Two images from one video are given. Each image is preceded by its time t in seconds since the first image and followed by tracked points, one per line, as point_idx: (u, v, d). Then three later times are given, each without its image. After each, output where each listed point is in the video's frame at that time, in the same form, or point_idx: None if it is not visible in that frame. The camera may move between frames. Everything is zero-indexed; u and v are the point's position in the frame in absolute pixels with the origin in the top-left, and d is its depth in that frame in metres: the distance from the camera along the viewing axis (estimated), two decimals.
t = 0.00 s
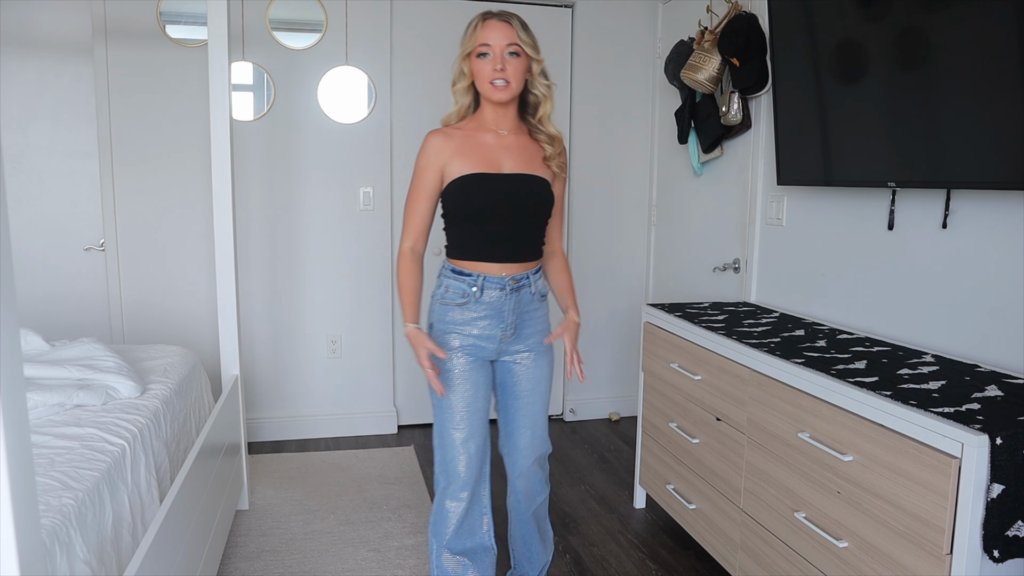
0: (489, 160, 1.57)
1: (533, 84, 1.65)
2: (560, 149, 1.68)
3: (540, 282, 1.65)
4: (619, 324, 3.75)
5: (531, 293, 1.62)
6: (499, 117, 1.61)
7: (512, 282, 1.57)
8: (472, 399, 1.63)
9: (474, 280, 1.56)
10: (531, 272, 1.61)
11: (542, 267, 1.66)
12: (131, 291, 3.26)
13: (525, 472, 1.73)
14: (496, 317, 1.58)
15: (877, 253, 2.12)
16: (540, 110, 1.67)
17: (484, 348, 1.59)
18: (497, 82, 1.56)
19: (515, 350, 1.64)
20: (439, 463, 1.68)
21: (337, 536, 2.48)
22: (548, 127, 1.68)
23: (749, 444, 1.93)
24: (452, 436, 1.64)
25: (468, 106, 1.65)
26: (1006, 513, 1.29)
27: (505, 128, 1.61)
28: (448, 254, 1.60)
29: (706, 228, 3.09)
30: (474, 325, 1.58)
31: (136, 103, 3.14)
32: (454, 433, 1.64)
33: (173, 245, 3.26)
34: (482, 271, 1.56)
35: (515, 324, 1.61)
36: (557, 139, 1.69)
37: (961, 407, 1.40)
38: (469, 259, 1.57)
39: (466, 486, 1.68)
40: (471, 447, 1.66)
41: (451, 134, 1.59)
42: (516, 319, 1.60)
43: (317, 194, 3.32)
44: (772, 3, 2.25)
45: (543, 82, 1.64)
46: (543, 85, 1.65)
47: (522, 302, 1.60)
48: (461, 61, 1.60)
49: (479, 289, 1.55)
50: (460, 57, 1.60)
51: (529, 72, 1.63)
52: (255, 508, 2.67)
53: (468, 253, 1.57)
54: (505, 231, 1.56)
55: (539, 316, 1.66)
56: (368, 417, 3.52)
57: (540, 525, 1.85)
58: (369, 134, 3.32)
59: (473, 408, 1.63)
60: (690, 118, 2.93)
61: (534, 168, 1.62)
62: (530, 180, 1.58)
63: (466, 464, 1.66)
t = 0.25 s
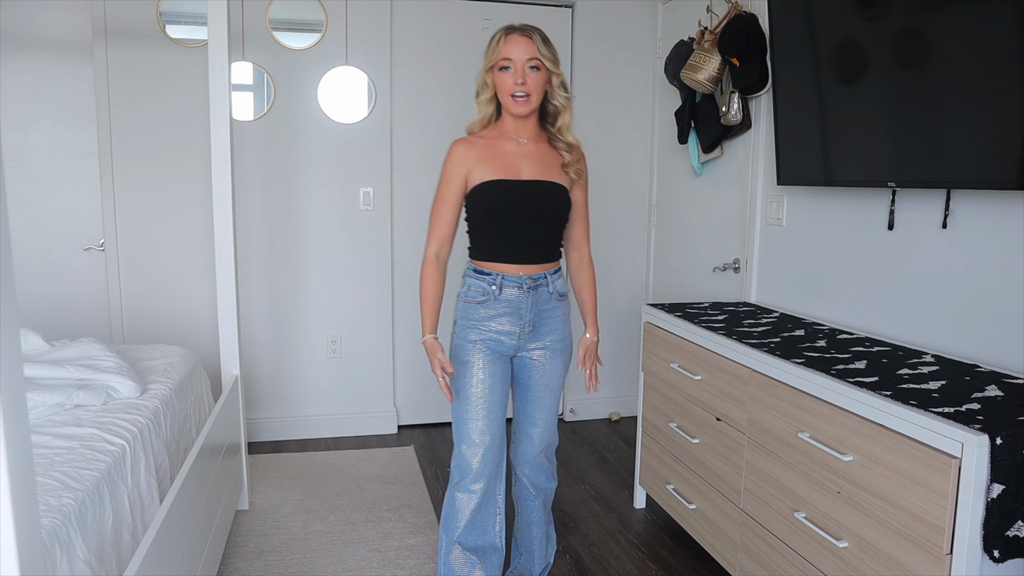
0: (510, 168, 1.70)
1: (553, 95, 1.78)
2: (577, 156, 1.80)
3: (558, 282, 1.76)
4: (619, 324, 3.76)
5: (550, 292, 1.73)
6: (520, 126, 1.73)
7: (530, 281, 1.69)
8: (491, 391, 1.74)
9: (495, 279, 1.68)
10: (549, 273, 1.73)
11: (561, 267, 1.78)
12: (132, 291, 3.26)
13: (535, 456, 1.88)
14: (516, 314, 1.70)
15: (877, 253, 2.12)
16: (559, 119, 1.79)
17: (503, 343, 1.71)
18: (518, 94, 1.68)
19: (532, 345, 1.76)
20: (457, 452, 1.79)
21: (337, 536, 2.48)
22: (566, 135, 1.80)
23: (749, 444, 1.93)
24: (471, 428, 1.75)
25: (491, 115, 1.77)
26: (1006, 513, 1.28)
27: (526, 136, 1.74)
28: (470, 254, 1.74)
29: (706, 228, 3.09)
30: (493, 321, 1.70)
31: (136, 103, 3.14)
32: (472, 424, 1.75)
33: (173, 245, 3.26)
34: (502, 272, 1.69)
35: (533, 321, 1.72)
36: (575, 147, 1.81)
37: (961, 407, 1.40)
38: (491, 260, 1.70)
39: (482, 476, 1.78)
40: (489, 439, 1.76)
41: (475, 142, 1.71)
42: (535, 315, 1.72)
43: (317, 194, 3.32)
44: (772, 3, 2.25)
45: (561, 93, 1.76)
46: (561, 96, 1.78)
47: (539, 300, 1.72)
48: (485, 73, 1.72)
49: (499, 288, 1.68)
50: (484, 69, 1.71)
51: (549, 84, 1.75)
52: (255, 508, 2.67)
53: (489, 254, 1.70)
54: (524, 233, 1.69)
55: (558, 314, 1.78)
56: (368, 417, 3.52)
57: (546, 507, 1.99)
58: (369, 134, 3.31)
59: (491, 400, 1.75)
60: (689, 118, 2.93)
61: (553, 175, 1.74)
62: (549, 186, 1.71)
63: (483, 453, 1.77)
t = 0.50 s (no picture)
0: (524, 172, 1.74)
1: (567, 101, 1.82)
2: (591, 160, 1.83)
3: (569, 280, 1.80)
4: (619, 325, 3.76)
5: (561, 288, 1.77)
6: (534, 132, 1.77)
7: (542, 277, 1.73)
8: (502, 385, 1.77)
9: (508, 276, 1.72)
10: (561, 270, 1.77)
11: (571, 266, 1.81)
12: (131, 292, 3.26)
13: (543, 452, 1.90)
14: (529, 308, 1.74)
15: (877, 253, 2.12)
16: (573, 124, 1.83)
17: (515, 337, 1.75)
18: (532, 99, 1.73)
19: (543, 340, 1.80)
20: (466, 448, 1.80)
21: (337, 536, 2.48)
22: (581, 141, 1.83)
23: (749, 444, 1.93)
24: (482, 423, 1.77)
25: (508, 120, 1.82)
26: (1006, 513, 1.29)
27: (540, 142, 1.78)
28: (484, 250, 1.78)
29: (706, 228, 3.09)
30: (506, 316, 1.74)
31: (136, 103, 3.14)
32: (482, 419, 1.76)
33: (173, 245, 3.26)
34: (514, 268, 1.73)
35: (545, 317, 1.77)
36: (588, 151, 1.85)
37: (961, 407, 1.40)
38: (505, 258, 1.73)
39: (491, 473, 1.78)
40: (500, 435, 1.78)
41: (491, 147, 1.76)
42: (547, 311, 1.76)
43: (316, 194, 3.32)
44: (772, 3, 2.25)
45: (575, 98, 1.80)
46: (575, 102, 1.81)
47: (551, 297, 1.76)
48: (500, 80, 1.78)
49: (512, 283, 1.72)
50: (499, 77, 1.77)
51: (563, 90, 1.79)
52: (255, 508, 2.67)
53: (503, 253, 1.73)
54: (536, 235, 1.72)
55: (568, 310, 1.82)
56: (367, 417, 3.52)
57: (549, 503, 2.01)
58: (369, 134, 3.31)
59: (503, 395, 1.77)
60: (690, 118, 2.93)
61: (566, 179, 1.78)
62: (561, 190, 1.74)
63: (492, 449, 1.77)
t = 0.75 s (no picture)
0: (526, 172, 1.78)
1: (570, 103, 1.86)
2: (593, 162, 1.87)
3: (569, 277, 1.84)
4: (619, 325, 3.76)
5: (561, 284, 1.82)
6: (537, 133, 1.82)
7: (542, 273, 1.78)
8: (505, 380, 1.79)
9: (509, 271, 1.77)
10: (561, 267, 1.81)
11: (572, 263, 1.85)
12: (131, 292, 3.26)
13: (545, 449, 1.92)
14: (529, 303, 1.78)
15: (877, 253, 2.12)
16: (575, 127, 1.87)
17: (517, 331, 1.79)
18: (535, 102, 1.78)
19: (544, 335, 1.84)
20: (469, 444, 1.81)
21: (337, 536, 2.48)
22: (583, 142, 1.87)
23: (749, 444, 1.93)
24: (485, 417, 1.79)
25: (512, 122, 1.87)
26: (1006, 513, 1.29)
27: (543, 143, 1.82)
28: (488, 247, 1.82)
29: (706, 228, 3.09)
30: (508, 310, 1.78)
31: (136, 103, 3.14)
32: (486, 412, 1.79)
33: (173, 245, 3.26)
34: (515, 265, 1.77)
35: (545, 311, 1.81)
36: (590, 153, 1.88)
37: (961, 407, 1.40)
38: (507, 255, 1.78)
39: (494, 465, 1.79)
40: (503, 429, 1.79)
41: (495, 148, 1.81)
42: (547, 305, 1.80)
43: (316, 194, 3.32)
44: (772, 3, 2.25)
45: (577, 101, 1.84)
46: (578, 105, 1.86)
47: (551, 292, 1.80)
48: (506, 84, 1.82)
49: (513, 279, 1.76)
50: (504, 80, 1.82)
51: (566, 93, 1.84)
52: (255, 508, 2.67)
53: (505, 249, 1.78)
54: (536, 234, 1.77)
55: (568, 306, 1.86)
56: (367, 417, 3.52)
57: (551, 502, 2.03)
58: (369, 134, 3.31)
59: (505, 390, 1.80)
60: (690, 118, 2.93)
61: (568, 179, 1.82)
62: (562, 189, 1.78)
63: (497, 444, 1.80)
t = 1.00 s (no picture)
0: (520, 171, 1.86)
1: (562, 103, 1.92)
2: (586, 159, 1.94)
3: (564, 275, 1.92)
4: (619, 325, 3.76)
5: (555, 282, 1.89)
6: (530, 133, 1.89)
7: (536, 271, 1.85)
8: (498, 374, 1.90)
9: (503, 269, 1.85)
10: (556, 265, 1.89)
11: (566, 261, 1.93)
12: (131, 292, 3.26)
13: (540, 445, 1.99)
14: (522, 300, 1.86)
15: (877, 253, 2.12)
16: (568, 125, 1.93)
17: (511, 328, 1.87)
18: (527, 102, 1.85)
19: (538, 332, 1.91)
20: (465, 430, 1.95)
21: (337, 536, 2.48)
22: (575, 140, 1.94)
23: (748, 444, 1.93)
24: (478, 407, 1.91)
25: (507, 122, 1.95)
26: (1006, 513, 1.29)
27: (536, 142, 1.89)
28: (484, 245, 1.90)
29: (706, 228, 3.09)
30: (503, 307, 1.86)
31: (136, 103, 3.14)
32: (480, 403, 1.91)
33: (173, 245, 3.26)
34: (509, 262, 1.85)
35: (539, 309, 1.88)
36: (583, 150, 1.95)
37: (961, 407, 1.40)
38: (501, 253, 1.86)
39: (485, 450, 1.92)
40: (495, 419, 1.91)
41: (490, 148, 1.88)
42: (541, 303, 1.88)
43: (316, 194, 3.32)
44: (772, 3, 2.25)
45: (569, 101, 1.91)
46: (570, 104, 1.92)
47: (545, 289, 1.88)
48: (500, 85, 1.90)
49: (507, 276, 1.85)
50: (498, 80, 1.89)
51: (558, 93, 1.90)
52: (255, 508, 2.67)
53: (501, 248, 1.86)
54: (530, 231, 1.85)
55: (563, 304, 1.93)
56: (368, 417, 3.52)
57: (549, 501, 2.08)
58: (369, 134, 3.31)
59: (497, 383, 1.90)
60: (690, 118, 2.93)
61: (560, 177, 1.89)
62: (554, 187, 1.86)
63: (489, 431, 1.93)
